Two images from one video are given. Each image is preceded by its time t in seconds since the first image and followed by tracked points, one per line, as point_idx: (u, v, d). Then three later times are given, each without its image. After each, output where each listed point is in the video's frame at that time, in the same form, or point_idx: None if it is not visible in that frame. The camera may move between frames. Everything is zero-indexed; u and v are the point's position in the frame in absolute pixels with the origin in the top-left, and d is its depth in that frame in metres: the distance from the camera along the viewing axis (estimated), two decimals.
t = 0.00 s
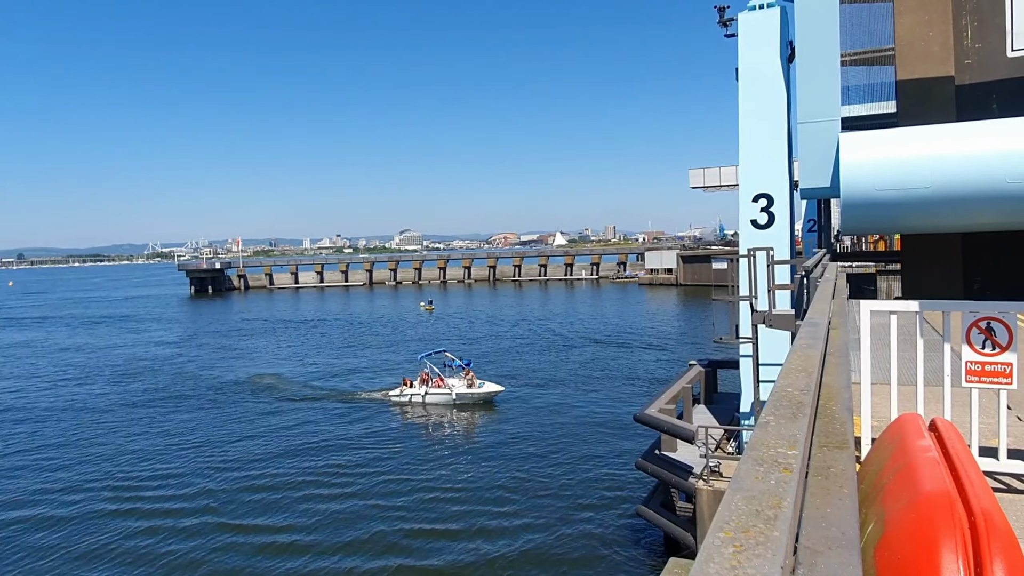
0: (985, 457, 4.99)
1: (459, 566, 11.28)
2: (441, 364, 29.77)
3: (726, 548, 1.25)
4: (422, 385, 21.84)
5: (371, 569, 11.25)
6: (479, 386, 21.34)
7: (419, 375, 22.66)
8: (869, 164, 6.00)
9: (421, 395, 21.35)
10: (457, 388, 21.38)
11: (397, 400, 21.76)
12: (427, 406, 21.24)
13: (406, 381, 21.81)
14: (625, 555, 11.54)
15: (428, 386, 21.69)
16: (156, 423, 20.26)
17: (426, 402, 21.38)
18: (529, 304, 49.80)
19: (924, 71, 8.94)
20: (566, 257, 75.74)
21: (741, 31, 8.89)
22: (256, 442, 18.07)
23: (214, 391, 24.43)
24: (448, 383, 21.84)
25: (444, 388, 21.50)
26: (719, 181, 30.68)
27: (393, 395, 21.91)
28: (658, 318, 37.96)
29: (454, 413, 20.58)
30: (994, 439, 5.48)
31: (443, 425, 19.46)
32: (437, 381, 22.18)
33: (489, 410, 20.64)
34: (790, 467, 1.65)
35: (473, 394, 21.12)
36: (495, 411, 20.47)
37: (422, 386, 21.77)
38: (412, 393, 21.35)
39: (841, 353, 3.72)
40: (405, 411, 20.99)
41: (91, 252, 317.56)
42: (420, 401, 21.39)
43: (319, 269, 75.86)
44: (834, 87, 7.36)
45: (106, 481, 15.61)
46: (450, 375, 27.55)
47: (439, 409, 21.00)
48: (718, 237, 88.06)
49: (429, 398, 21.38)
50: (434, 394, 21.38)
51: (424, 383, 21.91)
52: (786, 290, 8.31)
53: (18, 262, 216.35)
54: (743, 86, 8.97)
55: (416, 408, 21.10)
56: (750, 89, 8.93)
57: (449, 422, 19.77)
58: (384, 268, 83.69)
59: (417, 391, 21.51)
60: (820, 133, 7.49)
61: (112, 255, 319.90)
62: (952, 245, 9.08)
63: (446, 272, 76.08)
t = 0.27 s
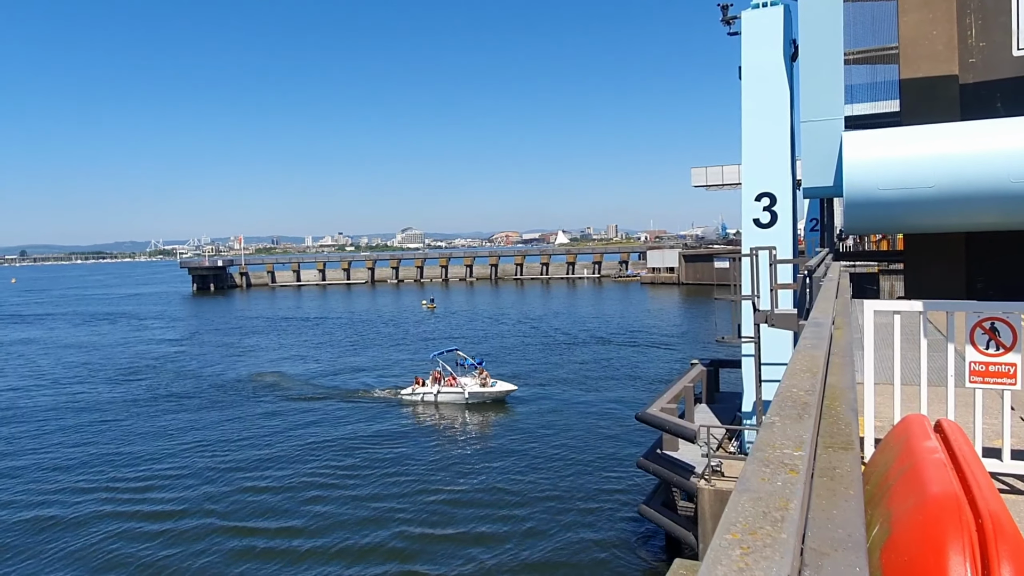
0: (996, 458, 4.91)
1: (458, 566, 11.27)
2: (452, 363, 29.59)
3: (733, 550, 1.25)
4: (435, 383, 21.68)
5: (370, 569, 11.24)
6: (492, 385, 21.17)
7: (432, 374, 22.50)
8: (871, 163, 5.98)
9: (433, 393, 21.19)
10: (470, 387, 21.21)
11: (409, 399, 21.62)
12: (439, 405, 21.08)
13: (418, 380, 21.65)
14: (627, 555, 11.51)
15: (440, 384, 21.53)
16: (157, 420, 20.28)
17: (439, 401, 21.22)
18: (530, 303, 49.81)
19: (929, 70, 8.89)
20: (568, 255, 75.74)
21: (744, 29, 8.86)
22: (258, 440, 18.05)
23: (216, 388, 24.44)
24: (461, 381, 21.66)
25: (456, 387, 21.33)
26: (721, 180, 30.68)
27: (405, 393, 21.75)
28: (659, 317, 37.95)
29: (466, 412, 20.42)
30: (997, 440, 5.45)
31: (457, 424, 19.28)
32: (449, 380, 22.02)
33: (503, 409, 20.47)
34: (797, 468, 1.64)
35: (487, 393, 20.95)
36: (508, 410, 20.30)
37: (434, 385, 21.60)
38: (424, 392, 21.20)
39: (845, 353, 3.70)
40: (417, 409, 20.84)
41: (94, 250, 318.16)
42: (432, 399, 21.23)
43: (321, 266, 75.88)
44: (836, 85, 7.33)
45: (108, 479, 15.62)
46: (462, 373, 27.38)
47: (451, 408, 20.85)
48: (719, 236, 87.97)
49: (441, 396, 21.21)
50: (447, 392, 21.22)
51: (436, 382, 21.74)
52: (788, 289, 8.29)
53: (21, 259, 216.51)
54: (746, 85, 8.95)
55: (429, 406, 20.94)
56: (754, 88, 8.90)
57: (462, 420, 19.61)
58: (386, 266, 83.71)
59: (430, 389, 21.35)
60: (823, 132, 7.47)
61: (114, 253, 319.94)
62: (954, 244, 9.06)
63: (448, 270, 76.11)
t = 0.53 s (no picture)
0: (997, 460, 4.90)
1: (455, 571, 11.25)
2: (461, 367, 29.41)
3: (740, 556, 1.25)
4: (445, 386, 21.48)
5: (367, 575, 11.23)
6: (503, 388, 21.01)
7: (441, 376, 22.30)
8: (870, 166, 5.99)
9: (444, 397, 21.02)
10: (481, 391, 21.05)
11: (419, 402, 21.46)
12: (449, 408, 20.91)
13: (428, 384, 21.48)
14: (627, 559, 11.50)
15: (450, 388, 21.35)
16: (155, 425, 20.26)
17: (449, 404, 21.05)
18: (529, 305, 49.83)
19: (927, 72, 8.90)
20: (567, 258, 75.76)
21: (742, 32, 8.87)
22: (257, 445, 18.01)
23: (215, 392, 24.43)
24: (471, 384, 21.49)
25: (466, 390, 21.16)
26: (720, 182, 30.70)
27: (414, 396, 21.55)
28: (658, 320, 37.96)
29: (477, 416, 20.27)
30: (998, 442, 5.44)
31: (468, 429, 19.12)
32: (459, 383, 21.86)
33: (514, 413, 20.32)
34: (802, 473, 1.64)
35: (498, 397, 20.81)
36: (519, 415, 20.18)
37: (444, 388, 21.42)
38: (435, 395, 21.04)
39: (847, 356, 3.69)
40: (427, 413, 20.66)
41: (92, 252, 317.93)
42: (442, 403, 21.03)
43: (320, 269, 75.90)
44: (834, 88, 7.34)
45: (107, 485, 15.59)
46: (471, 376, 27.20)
47: (462, 412, 20.70)
48: (717, 238, 88.07)
49: (451, 400, 21.04)
50: (457, 396, 21.05)
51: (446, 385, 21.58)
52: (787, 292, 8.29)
53: (19, 262, 216.31)
54: (745, 88, 8.96)
55: (439, 410, 20.77)
56: (752, 90, 8.92)
57: (472, 425, 19.46)
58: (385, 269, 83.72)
59: (440, 392, 21.15)
60: (821, 134, 7.48)
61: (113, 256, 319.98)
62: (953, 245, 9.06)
63: (447, 272, 76.11)
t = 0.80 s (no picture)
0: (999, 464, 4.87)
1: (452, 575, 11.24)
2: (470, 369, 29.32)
3: (746, 559, 1.25)
4: (454, 390, 21.44)
5: None
6: (513, 392, 20.91)
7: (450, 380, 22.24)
8: (868, 170, 6.00)
9: (453, 401, 20.96)
10: (490, 395, 20.97)
11: (428, 407, 21.39)
12: (459, 412, 20.86)
13: (437, 388, 21.42)
14: (626, 563, 11.48)
15: (459, 392, 21.29)
16: (152, 428, 20.24)
17: (458, 408, 21.00)
18: (528, 308, 49.84)
19: (925, 76, 8.91)
20: (566, 261, 75.83)
21: (741, 35, 8.88)
22: (256, 448, 17.97)
23: (213, 395, 24.42)
24: (481, 388, 21.43)
25: (476, 394, 21.08)
26: (719, 185, 30.76)
27: (423, 400, 21.51)
28: (657, 323, 38.00)
29: (486, 420, 20.21)
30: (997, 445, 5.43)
31: (478, 433, 19.05)
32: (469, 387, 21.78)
33: (524, 417, 20.21)
34: (806, 476, 1.64)
35: (508, 401, 20.75)
36: (529, 418, 20.09)
37: (454, 392, 21.36)
38: (444, 399, 20.96)
39: (848, 359, 3.68)
40: (436, 416, 20.62)
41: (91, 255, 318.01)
42: (451, 407, 21.00)
43: (319, 272, 75.91)
44: (834, 91, 7.35)
45: (105, 488, 15.55)
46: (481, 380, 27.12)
47: (471, 416, 20.65)
48: (716, 241, 88.19)
49: (461, 404, 20.99)
50: (466, 400, 21.00)
51: (456, 390, 21.50)
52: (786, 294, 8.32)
53: (17, 264, 216.00)
54: (744, 91, 8.97)
55: (449, 414, 20.72)
56: (751, 94, 8.94)
57: (482, 429, 19.40)
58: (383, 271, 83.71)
59: (449, 397, 21.11)
60: (820, 138, 7.48)
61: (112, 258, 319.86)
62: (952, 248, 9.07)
63: (446, 275, 76.16)
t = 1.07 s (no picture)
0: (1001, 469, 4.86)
1: None
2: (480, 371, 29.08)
3: (752, 567, 1.24)
4: (465, 393, 21.24)
5: None
6: (525, 395, 20.77)
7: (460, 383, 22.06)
8: (870, 172, 6.00)
9: (464, 403, 20.76)
10: (502, 398, 20.81)
11: (439, 409, 21.20)
12: (470, 415, 20.65)
13: (448, 390, 21.26)
14: (626, 566, 11.45)
15: (471, 394, 21.12)
16: (152, 427, 20.23)
17: (470, 411, 20.81)
18: (529, 310, 49.86)
19: (926, 79, 8.93)
20: (566, 263, 75.87)
21: (743, 38, 8.88)
22: (256, 448, 17.96)
23: (213, 395, 24.41)
24: (492, 391, 21.27)
25: (487, 397, 20.92)
26: (720, 188, 30.81)
27: (434, 403, 21.32)
28: (657, 325, 38.02)
29: (498, 422, 20.02)
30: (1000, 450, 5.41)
31: (489, 435, 18.86)
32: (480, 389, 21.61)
33: (536, 420, 20.07)
34: (810, 482, 1.63)
35: (520, 403, 20.58)
36: (542, 421, 19.92)
37: (465, 394, 21.18)
38: (455, 402, 20.80)
39: (850, 364, 3.67)
40: (447, 419, 20.42)
41: (92, 255, 318.19)
42: (463, 409, 20.79)
43: (320, 273, 75.95)
44: (835, 95, 7.35)
45: (105, 486, 15.56)
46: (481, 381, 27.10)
47: (483, 418, 20.46)
48: (716, 244, 88.18)
49: (472, 406, 20.80)
50: (477, 402, 20.84)
51: (467, 392, 21.34)
52: (787, 297, 8.31)
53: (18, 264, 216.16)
54: (746, 94, 8.98)
55: (460, 416, 20.52)
56: (753, 96, 8.94)
57: (494, 431, 19.23)
58: (384, 273, 83.70)
59: (460, 399, 20.92)
60: (822, 140, 7.48)
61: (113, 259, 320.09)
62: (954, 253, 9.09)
63: (446, 277, 76.15)
